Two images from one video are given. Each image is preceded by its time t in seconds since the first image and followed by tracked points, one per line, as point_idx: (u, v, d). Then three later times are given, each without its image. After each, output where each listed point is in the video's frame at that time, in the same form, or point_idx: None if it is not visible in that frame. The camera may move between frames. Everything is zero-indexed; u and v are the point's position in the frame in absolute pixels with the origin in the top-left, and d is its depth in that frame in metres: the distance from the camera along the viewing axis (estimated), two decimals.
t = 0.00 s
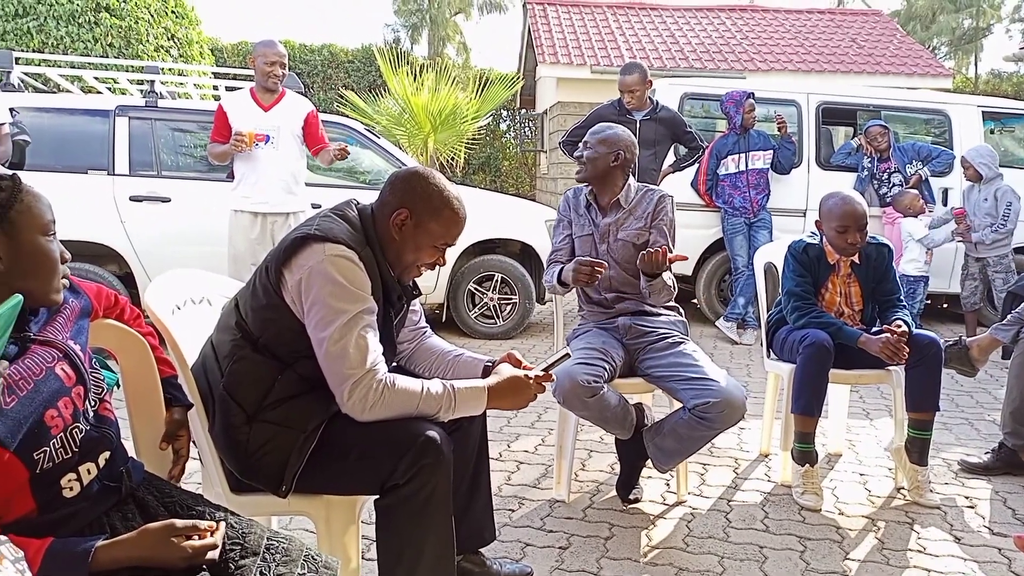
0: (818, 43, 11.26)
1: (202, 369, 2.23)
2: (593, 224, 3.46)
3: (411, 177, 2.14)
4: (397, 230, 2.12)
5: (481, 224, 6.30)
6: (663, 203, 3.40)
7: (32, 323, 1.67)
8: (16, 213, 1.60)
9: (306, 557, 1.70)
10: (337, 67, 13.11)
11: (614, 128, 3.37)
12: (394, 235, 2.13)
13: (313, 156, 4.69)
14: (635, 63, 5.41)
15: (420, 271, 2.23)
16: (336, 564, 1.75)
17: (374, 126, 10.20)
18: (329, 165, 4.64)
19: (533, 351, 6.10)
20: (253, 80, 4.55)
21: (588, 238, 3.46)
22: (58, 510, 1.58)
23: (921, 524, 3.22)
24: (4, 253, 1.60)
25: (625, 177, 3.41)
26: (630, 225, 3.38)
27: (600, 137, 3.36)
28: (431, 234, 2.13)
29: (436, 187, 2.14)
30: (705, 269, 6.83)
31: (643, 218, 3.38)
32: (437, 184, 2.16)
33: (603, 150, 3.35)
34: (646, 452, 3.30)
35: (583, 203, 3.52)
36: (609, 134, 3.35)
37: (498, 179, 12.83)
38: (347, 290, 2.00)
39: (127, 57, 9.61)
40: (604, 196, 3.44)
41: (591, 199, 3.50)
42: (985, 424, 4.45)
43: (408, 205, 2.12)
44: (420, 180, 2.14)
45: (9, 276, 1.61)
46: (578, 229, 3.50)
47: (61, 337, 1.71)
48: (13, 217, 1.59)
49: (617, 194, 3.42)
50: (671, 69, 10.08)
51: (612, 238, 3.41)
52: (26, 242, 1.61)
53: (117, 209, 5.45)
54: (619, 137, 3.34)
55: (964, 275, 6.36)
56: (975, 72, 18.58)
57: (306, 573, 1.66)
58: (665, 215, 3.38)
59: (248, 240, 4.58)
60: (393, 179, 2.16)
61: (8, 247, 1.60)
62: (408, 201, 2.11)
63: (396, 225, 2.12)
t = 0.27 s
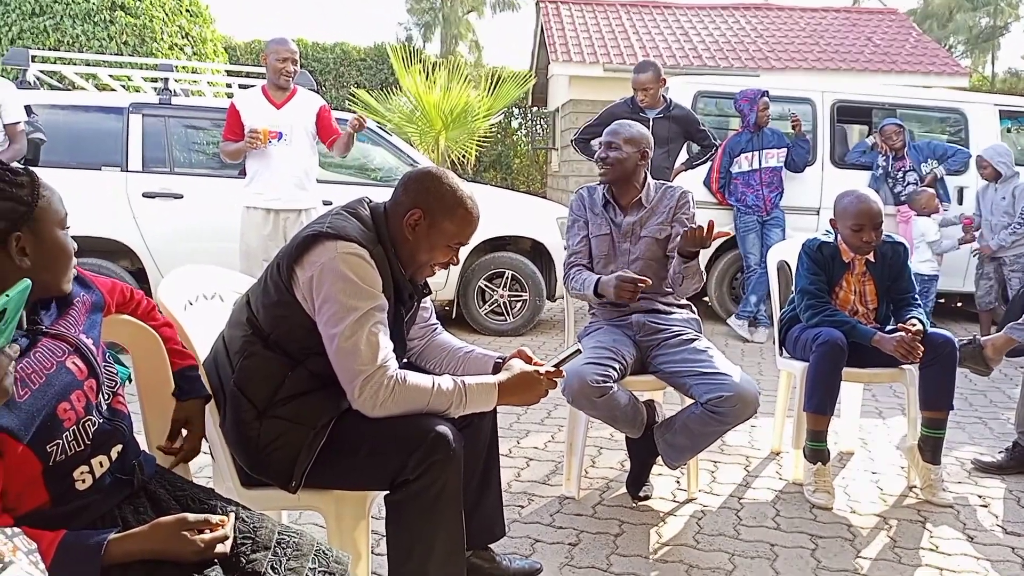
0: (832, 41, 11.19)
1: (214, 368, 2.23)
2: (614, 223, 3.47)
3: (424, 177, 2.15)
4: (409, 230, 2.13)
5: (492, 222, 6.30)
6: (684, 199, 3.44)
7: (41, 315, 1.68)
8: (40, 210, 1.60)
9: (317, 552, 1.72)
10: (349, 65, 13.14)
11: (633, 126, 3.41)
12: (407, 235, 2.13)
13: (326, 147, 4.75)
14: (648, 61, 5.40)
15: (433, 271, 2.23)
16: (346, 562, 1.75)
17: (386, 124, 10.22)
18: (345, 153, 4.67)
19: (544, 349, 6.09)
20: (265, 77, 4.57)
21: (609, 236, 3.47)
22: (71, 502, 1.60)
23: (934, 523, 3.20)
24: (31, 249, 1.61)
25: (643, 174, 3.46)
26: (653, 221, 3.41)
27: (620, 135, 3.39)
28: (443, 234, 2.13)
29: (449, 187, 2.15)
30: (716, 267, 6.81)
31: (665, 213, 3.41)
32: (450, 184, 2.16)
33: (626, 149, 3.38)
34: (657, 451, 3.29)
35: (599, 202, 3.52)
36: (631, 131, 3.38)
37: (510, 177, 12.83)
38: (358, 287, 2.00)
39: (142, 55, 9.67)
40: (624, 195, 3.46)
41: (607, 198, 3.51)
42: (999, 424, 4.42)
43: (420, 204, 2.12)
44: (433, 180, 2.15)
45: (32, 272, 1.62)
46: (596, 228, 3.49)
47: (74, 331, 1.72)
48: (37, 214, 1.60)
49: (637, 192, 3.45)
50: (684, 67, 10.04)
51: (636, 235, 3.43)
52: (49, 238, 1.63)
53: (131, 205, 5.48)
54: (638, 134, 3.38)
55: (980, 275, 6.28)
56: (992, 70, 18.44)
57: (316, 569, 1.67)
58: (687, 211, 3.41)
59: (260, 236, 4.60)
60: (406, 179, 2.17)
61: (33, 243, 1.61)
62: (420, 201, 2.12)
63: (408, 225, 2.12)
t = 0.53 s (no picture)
0: (843, 23, 11.08)
1: (226, 350, 2.26)
2: (630, 205, 3.46)
3: (433, 161, 2.14)
4: (419, 214, 2.12)
5: (501, 206, 6.28)
6: (702, 183, 3.43)
7: (50, 293, 1.68)
8: (55, 193, 1.56)
9: (327, 533, 1.72)
10: (356, 48, 13.09)
11: (648, 107, 3.37)
12: (417, 220, 2.12)
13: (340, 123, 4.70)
14: (658, 43, 5.36)
15: (444, 255, 2.22)
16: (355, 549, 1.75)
17: (393, 107, 10.18)
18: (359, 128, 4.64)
19: (552, 333, 6.09)
20: (270, 58, 4.54)
21: (625, 218, 3.46)
22: (85, 479, 1.60)
23: (943, 508, 3.20)
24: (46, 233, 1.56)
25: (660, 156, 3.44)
26: (670, 204, 3.40)
27: (638, 115, 3.35)
28: (454, 218, 2.12)
29: (459, 170, 2.13)
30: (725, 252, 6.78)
31: (682, 197, 3.40)
32: (460, 168, 2.15)
33: (645, 132, 3.35)
34: (665, 435, 3.29)
35: (615, 184, 3.51)
36: (647, 112, 3.33)
37: (517, 160, 12.78)
38: (369, 270, 1.99)
39: (149, 37, 9.65)
40: (641, 177, 3.45)
41: (624, 180, 3.50)
42: (1010, 410, 4.40)
43: (430, 188, 2.11)
44: (443, 164, 2.14)
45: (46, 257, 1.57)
46: (611, 210, 3.47)
47: (84, 309, 1.72)
48: (53, 197, 1.56)
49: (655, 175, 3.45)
50: (693, 49, 9.98)
51: (653, 218, 3.42)
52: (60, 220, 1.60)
53: (140, 188, 5.48)
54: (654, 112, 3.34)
55: (991, 260, 6.21)
56: (1005, 53, 18.23)
57: (327, 552, 1.67)
58: (705, 194, 3.41)
59: (268, 219, 4.59)
60: (416, 162, 2.16)
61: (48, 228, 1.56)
62: (430, 184, 2.11)
63: (418, 209, 2.11)
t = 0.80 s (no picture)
0: (841, 30, 11.12)
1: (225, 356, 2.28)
2: (632, 214, 3.47)
3: (433, 170, 2.15)
4: (419, 223, 2.13)
5: (499, 212, 6.29)
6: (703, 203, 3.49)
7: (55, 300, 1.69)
8: (61, 202, 1.57)
9: (325, 543, 1.72)
10: (356, 53, 13.12)
11: (647, 115, 3.40)
12: (417, 229, 2.13)
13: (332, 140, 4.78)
14: (658, 50, 5.39)
15: (443, 264, 2.23)
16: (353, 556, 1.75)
17: (392, 112, 10.20)
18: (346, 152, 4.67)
19: (550, 339, 6.10)
20: (269, 64, 4.56)
21: (627, 228, 3.46)
22: (86, 486, 1.61)
23: (939, 518, 3.21)
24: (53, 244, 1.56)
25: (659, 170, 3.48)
26: (673, 221, 3.44)
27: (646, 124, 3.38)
28: (453, 228, 2.14)
29: (458, 180, 2.15)
30: (723, 259, 6.80)
31: (684, 214, 3.45)
32: (459, 178, 2.16)
33: (648, 140, 3.39)
34: (660, 443, 3.29)
35: (614, 192, 3.50)
36: (647, 121, 3.37)
37: (516, 166, 12.80)
38: (369, 278, 2.01)
39: (149, 42, 9.67)
40: (643, 189, 3.47)
41: (624, 189, 3.50)
42: (1006, 419, 4.42)
43: (430, 198, 2.12)
44: (443, 174, 2.15)
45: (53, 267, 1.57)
46: (612, 218, 3.47)
47: (86, 316, 1.73)
48: (58, 207, 1.56)
49: (656, 189, 3.48)
50: (692, 56, 10.01)
51: (655, 230, 3.44)
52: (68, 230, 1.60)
53: (139, 193, 5.49)
54: (657, 123, 3.38)
55: (985, 269, 6.22)
56: (1002, 60, 18.30)
57: (323, 560, 1.67)
58: (703, 212, 3.48)
59: (267, 226, 4.60)
60: (416, 172, 2.17)
61: (56, 238, 1.57)
62: (430, 194, 2.12)
63: (418, 219, 2.13)
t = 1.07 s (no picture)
0: (837, 43, 11.19)
1: (218, 361, 2.28)
2: (624, 224, 3.48)
3: (427, 180, 2.16)
4: (413, 232, 2.14)
5: (495, 220, 6.31)
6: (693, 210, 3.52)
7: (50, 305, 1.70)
8: (55, 206, 1.58)
9: (317, 547, 1.72)
10: (354, 61, 13.15)
11: (635, 128, 3.44)
12: (410, 237, 2.14)
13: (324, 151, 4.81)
14: (655, 61, 5.42)
15: (437, 272, 2.24)
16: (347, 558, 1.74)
17: (389, 120, 10.22)
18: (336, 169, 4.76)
19: (545, 348, 6.11)
20: (269, 71, 4.57)
21: (619, 237, 3.47)
22: (76, 491, 1.61)
23: (930, 528, 3.21)
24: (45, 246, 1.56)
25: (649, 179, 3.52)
26: (665, 228, 3.46)
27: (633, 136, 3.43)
28: (447, 237, 2.15)
29: (452, 190, 2.16)
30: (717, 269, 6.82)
31: (675, 222, 3.47)
32: (453, 187, 2.17)
33: (636, 152, 3.43)
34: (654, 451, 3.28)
35: (605, 204, 3.52)
36: (636, 133, 3.41)
37: (512, 175, 12.83)
38: (363, 285, 2.01)
39: (147, 48, 9.68)
40: (634, 200, 3.51)
41: (614, 201, 3.53)
42: (997, 430, 4.43)
43: (424, 207, 2.13)
44: (437, 183, 2.16)
45: (45, 270, 1.57)
46: (604, 230, 3.48)
47: (80, 321, 1.73)
48: (52, 211, 1.57)
49: (647, 199, 3.52)
50: (688, 67, 10.06)
51: (647, 238, 3.46)
52: (62, 234, 1.59)
53: (135, 198, 5.49)
54: (645, 134, 3.43)
55: (977, 281, 6.24)
56: (996, 74, 18.41)
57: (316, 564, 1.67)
58: (694, 217, 3.50)
59: (261, 232, 4.61)
60: (410, 181, 2.18)
61: (49, 241, 1.57)
62: (424, 203, 2.13)
63: (412, 227, 2.14)
